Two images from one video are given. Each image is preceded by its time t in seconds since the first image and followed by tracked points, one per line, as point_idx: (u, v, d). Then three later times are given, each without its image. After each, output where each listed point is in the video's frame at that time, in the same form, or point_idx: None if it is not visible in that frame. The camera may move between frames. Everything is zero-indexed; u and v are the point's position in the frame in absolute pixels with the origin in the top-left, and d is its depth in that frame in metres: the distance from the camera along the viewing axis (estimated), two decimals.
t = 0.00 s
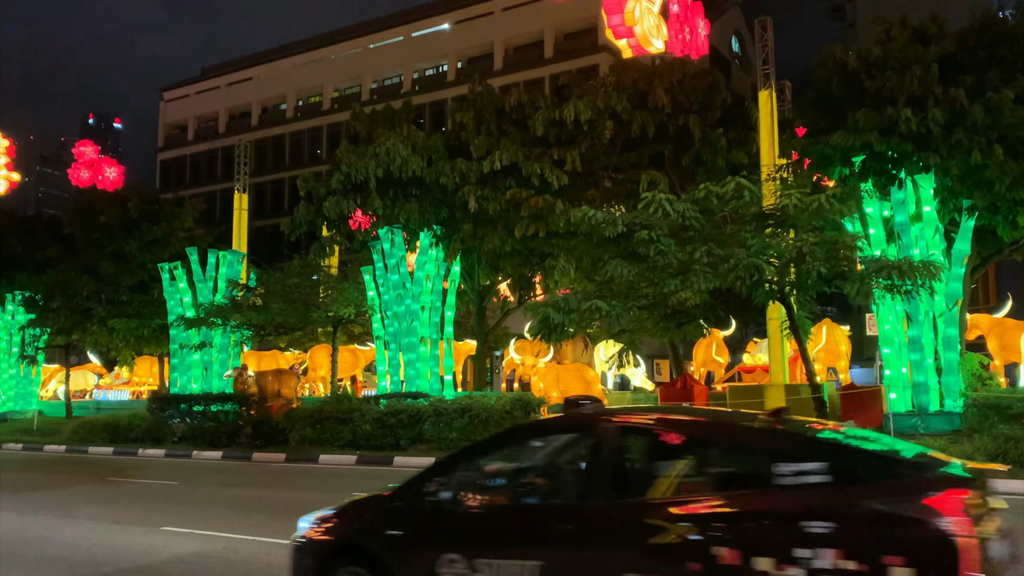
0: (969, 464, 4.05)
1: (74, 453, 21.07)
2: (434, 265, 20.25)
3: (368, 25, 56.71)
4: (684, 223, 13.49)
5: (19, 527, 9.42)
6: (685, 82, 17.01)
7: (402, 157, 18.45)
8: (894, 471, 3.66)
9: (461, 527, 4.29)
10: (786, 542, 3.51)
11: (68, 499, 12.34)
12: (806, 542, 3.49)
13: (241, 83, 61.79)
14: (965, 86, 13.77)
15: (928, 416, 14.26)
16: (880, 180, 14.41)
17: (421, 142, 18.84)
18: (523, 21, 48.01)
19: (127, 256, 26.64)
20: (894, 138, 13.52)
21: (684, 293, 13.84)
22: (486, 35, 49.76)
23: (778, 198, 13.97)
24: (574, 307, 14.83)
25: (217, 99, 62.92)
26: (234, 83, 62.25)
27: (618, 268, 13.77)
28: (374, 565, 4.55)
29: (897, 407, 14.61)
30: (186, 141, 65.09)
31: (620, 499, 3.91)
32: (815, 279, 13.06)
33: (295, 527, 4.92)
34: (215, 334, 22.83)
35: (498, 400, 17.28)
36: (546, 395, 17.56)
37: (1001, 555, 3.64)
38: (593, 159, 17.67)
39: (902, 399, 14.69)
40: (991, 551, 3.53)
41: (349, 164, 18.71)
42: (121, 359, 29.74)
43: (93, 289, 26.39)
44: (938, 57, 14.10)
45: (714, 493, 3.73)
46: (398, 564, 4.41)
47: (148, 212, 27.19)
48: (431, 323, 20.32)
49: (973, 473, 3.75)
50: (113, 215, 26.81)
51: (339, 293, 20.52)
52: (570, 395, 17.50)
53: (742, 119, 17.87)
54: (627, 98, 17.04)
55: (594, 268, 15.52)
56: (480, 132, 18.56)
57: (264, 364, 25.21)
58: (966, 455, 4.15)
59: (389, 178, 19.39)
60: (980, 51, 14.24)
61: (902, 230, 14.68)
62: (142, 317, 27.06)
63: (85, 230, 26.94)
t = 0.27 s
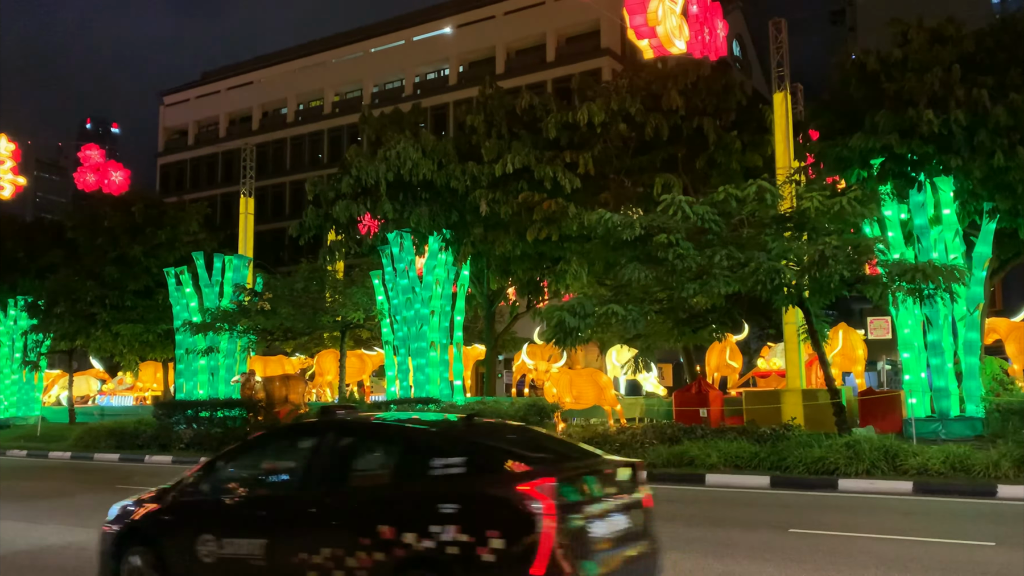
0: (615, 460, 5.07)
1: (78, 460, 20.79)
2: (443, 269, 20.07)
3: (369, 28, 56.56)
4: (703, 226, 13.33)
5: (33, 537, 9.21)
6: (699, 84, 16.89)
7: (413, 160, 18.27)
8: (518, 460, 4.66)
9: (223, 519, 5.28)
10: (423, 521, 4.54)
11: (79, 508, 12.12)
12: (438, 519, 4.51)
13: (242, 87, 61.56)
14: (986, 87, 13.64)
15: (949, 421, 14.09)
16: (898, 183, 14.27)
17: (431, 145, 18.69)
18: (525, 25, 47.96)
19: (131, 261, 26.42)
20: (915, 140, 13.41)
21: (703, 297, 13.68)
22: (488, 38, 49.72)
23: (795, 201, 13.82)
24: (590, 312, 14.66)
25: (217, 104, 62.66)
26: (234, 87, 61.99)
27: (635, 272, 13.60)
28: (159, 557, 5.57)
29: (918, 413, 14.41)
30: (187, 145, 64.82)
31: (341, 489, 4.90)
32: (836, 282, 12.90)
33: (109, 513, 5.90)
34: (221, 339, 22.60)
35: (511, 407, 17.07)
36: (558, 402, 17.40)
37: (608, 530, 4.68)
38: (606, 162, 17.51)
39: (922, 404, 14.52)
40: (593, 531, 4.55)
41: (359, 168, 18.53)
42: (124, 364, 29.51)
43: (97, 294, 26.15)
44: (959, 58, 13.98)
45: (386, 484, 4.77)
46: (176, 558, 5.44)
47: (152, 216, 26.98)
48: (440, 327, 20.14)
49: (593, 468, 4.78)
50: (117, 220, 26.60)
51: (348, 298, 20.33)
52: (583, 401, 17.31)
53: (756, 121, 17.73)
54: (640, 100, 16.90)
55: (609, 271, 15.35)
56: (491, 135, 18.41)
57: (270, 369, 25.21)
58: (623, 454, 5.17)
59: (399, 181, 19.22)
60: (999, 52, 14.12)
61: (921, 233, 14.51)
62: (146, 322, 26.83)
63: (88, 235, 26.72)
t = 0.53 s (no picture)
0: (371, 451, 5.99)
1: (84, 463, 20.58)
2: (453, 270, 19.91)
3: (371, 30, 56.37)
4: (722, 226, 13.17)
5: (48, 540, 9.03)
6: (714, 83, 16.75)
7: (424, 160, 18.09)
8: (276, 450, 5.53)
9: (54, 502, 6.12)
10: (188, 499, 5.40)
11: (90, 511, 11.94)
12: (199, 499, 5.39)
13: (243, 89, 61.28)
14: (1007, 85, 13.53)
15: (969, 423, 13.96)
16: (917, 182, 14.12)
17: (442, 145, 18.53)
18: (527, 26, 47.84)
19: (136, 262, 26.20)
20: (936, 139, 13.31)
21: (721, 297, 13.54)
22: (491, 40, 49.57)
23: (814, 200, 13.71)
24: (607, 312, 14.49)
25: (217, 106, 62.38)
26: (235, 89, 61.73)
27: (652, 272, 13.47)
28: None
29: (938, 414, 14.27)
30: (187, 147, 64.51)
31: (133, 477, 5.74)
32: (858, 282, 12.76)
33: None
34: (228, 341, 22.44)
35: (524, 408, 16.90)
36: (572, 403, 17.14)
37: (349, 508, 5.63)
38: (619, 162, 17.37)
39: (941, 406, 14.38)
40: (332, 510, 5.49)
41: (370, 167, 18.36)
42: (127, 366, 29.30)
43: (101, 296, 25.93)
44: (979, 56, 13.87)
45: (166, 472, 5.62)
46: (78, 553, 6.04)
47: (156, 217, 26.76)
48: (450, 329, 19.97)
49: (339, 455, 5.70)
50: (121, 221, 26.40)
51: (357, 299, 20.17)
52: (597, 403, 17.16)
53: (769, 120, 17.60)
54: (654, 99, 16.76)
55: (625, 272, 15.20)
56: (502, 134, 18.25)
57: (276, 371, 25.22)
58: (383, 446, 6.08)
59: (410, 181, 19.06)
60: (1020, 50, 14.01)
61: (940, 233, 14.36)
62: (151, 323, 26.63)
63: (92, 236, 26.50)
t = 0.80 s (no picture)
0: (197, 452, 7.16)
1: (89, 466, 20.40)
2: (461, 271, 19.75)
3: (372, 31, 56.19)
4: (742, 226, 13.01)
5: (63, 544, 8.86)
6: (728, 82, 16.60)
7: (434, 160, 17.90)
8: (96, 450, 6.70)
9: None
10: (22, 491, 6.57)
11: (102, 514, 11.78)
12: (30, 490, 6.55)
13: (243, 90, 61.01)
14: None
15: (989, 425, 13.82)
16: (936, 182, 13.97)
17: (452, 145, 18.36)
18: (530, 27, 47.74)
19: (141, 263, 26.01)
20: (957, 138, 13.22)
21: (739, 298, 13.40)
22: (493, 41, 49.43)
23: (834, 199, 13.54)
24: (622, 313, 14.33)
25: (218, 107, 62.14)
26: (235, 90, 61.47)
27: (670, 273, 13.33)
28: None
29: (957, 416, 14.13)
30: (188, 148, 64.19)
31: None
32: (880, 283, 12.60)
33: None
34: (234, 342, 22.24)
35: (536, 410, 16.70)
36: (584, 405, 16.93)
37: (164, 498, 6.76)
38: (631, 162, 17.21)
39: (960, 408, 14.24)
40: (147, 499, 6.61)
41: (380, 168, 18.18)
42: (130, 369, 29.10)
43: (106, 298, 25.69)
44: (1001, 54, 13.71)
45: (11, 468, 6.78)
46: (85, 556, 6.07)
47: (161, 218, 26.58)
48: (460, 330, 19.79)
49: (165, 454, 6.89)
50: (126, 222, 26.21)
51: (367, 301, 20.03)
52: (609, 405, 17.00)
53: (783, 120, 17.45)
54: (668, 99, 16.61)
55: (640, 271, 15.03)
56: (512, 134, 18.08)
57: (281, 373, 25.06)
58: (208, 449, 7.21)
59: (420, 182, 18.88)
60: None
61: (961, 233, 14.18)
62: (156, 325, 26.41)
63: (96, 237, 26.31)
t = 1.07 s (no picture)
0: (58, 450, 8.40)
1: (95, 465, 20.23)
2: (471, 269, 19.58)
3: (374, 30, 56.00)
4: (761, 222, 12.85)
5: (77, 542, 8.69)
6: (743, 78, 16.45)
7: (445, 157, 17.69)
8: None
9: None
10: None
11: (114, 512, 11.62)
12: None
13: (244, 89, 60.76)
14: None
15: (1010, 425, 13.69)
16: (956, 178, 13.82)
17: (462, 141, 18.15)
18: (533, 26, 47.57)
19: (145, 261, 25.79)
20: (979, 134, 13.08)
21: (758, 295, 13.24)
22: (496, 40, 49.25)
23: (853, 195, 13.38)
24: (638, 310, 14.17)
25: (219, 105, 61.85)
26: (236, 89, 61.22)
27: (687, 269, 13.17)
28: None
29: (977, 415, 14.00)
30: (188, 147, 63.89)
31: None
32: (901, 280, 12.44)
33: None
34: (240, 341, 22.03)
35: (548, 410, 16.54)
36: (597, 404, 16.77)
37: (24, 487, 7.99)
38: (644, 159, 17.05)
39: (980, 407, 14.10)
40: (4, 487, 7.84)
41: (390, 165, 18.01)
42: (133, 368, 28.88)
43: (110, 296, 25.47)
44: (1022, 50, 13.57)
45: None
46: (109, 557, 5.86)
47: (165, 216, 26.39)
48: (469, 329, 19.63)
49: (28, 452, 8.12)
50: (130, 220, 26.02)
51: (376, 299, 19.85)
52: (622, 404, 16.85)
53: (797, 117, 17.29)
54: (682, 94, 16.43)
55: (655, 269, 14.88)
56: (524, 131, 17.89)
57: (287, 372, 24.92)
58: (70, 446, 8.48)
59: (430, 179, 18.70)
60: None
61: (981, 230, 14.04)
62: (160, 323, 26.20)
63: (99, 235, 26.08)
